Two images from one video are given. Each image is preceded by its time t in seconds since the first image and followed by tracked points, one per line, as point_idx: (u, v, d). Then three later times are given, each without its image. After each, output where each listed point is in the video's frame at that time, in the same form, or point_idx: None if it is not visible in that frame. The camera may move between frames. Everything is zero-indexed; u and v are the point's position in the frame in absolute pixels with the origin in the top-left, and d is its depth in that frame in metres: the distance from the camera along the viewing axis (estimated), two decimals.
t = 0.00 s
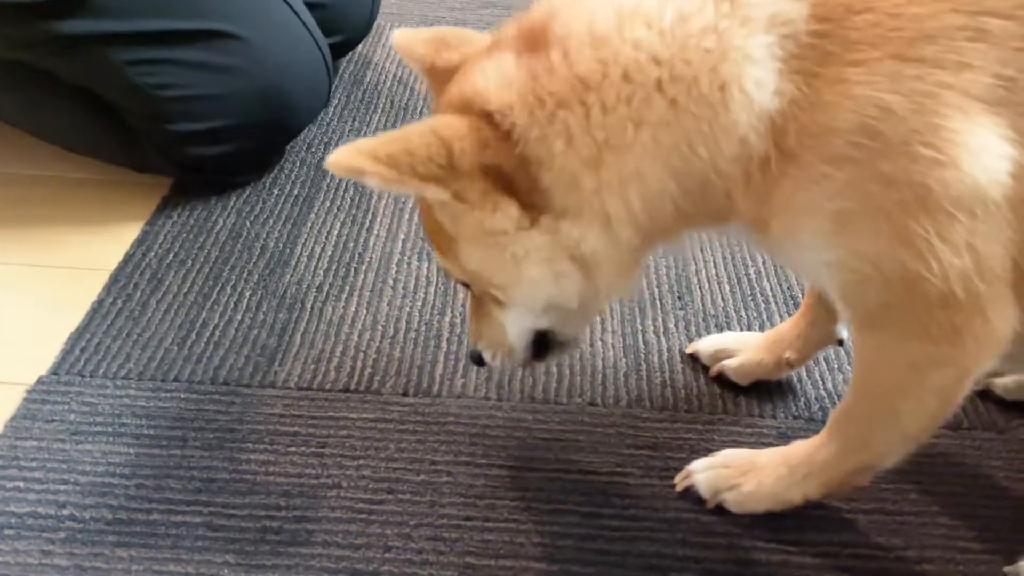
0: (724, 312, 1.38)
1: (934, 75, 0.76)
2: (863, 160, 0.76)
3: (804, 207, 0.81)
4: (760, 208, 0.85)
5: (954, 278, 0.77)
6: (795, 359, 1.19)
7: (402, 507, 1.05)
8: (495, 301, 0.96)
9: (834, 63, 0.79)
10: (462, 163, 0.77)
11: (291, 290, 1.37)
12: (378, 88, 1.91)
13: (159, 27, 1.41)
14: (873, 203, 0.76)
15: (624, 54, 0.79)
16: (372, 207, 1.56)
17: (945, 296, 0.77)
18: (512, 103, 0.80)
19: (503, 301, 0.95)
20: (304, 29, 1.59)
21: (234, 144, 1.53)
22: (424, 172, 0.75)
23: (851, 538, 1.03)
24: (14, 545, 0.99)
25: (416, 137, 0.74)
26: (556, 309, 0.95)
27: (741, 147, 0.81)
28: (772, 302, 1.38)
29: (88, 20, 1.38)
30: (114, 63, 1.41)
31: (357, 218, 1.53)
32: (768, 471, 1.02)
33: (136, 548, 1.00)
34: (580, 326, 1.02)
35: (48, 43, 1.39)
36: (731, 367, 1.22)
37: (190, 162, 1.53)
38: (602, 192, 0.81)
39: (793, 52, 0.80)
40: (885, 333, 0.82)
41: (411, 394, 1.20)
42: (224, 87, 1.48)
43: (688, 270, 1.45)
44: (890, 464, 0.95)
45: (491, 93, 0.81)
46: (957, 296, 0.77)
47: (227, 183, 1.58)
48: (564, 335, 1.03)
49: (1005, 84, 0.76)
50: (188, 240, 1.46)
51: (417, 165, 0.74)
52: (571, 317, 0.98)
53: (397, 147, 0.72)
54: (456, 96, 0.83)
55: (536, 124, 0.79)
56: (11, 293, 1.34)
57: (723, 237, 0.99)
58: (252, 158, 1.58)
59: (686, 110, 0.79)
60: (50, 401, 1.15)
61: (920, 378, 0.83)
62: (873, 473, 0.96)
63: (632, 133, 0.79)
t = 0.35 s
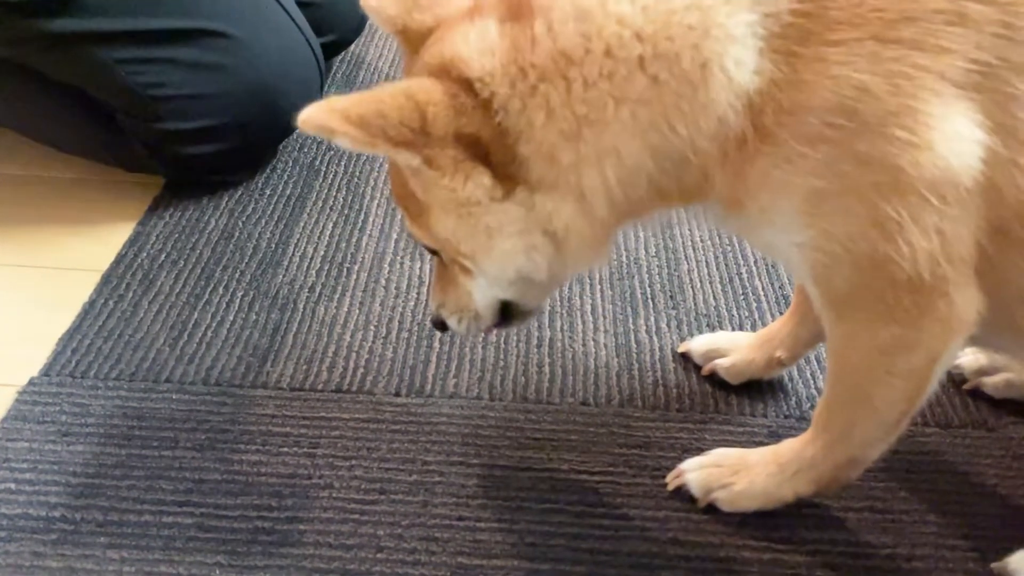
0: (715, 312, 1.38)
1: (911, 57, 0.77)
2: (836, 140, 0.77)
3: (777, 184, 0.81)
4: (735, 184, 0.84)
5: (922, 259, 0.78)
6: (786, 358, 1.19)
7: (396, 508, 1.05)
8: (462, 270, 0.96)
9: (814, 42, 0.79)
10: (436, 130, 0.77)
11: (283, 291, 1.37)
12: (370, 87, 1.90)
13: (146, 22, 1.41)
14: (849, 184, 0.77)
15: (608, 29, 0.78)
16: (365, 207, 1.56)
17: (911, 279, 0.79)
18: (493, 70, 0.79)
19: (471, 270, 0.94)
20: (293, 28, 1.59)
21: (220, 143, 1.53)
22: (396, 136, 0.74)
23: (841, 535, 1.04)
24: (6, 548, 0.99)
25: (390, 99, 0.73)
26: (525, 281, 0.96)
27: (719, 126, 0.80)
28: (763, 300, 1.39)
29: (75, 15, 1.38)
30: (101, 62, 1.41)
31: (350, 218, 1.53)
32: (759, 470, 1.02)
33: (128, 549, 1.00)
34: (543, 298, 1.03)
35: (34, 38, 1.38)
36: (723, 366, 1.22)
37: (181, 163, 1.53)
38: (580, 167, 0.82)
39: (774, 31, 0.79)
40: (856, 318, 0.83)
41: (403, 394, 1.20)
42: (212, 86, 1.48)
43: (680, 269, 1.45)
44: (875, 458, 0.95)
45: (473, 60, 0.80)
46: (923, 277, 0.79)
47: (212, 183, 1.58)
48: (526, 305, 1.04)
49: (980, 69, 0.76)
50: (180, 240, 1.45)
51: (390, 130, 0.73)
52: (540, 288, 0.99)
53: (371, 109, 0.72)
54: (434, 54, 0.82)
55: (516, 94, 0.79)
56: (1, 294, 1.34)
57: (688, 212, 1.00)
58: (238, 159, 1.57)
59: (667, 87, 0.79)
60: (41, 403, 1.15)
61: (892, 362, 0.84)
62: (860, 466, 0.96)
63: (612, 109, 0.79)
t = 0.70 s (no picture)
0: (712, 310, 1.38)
1: (894, 54, 0.77)
2: (823, 136, 0.77)
3: (769, 181, 0.80)
4: (725, 186, 0.84)
5: (911, 253, 0.77)
6: (784, 357, 1.19)
7: (392, 507, 1.05)
8: (457, 284, 0.97)
9: (801, 41, 0.79)
10: (422, 156, 0.79)
11: (279, 290, 1.37)
12: (366, 87, 1.90)
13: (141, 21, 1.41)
14: (836, 177, 0.77)
15: (594, 40, 0.79)
16: (363, 207, 1.56)
17: (902, 273, 0.78)
18: (484, 91, 0.81)
19: (465, 285, 0.96)
20: (288, 26, 1.59)
21: (217, 143, 1.52)
22: (383, 168, 0.77)
23: (838, 535, 1.04)
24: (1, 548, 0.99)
25: (377, 131, 0.76)
26: (519, 294, 0.97)
27: (708, 126, 0.80)
28: (759, 299, 1.39)
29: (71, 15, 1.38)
30: (99, 62, 1.40)
31: (346, 217, 1.53)
32: (755, 469, 1.02)
33: (124, 549, 0.99)
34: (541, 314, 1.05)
35: (29, 37, 1.38)
36: (722, 365, 1.22)
37: (178, 163, 1.52)
38: (572, 174, 0.82)
39: (758, 30, 0.80)
40: (847, 313, 0.83)
41: (400, 394, 1.20)
42: (208, 85, 1.48)
43: (676, 269, 1.45)
44: (869, 454, 0.95)
45: (464, 82, 0.81)
46: (914, 271, 0.78)
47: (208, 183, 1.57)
48: (520, 326, 1.06)
49: (964, 66, 0.77)
50: (176, 239, 1.45)
51: (375, 161, 0.77)
52: (533, 302, 1.01)
53: (357, 142, 0.75)
54: (432, 80, 0.84)
55: (506, 111, 0.80)
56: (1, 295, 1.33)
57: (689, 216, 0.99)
58: (235, 159, 1.56)
59: (654, 92, 0.79)
60: (36, 403, 1.14)
61: (884, 359, 0.84)
62: (857, 464, 0.96)
63: (602, 117, 0.80)
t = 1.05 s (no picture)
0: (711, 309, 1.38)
1: (902, 62, 0.76)
2: (830, 144, 0.77)
3: (774, 189, 0.80)
4: (733, 193, 0.84)
5: (922, 262, 0.77)
6: (783, 356, 1.19)
7: (391, 507, 1.05)
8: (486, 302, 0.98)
9: (803, 49, 0.79)
10: (417, 181, 0.81)
11: (278, 290, 1.37)
12: (366, 87, 1.90)
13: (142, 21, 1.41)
14: (843, 186, 0.77)
15: (589, 49, 0.79)
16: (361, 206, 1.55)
17: (911, 282, 0.78)
18: (477, 111, 0.81)
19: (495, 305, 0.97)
20: (289, 25, 1.59)
21: (220, 141, 1.52)
22: (385, 198, 0.81)
23: (837, 535, 1.04)
24: None
25: (373, 163, 0.80)
26: (534, 308, 0.95)
27: (711, 132, 0.81)
28: (758, 298, 1.39)
29: (72, 14, 1.37)
30: (100, 61, 1.40)
31: (345, 217, 1.53)
32: (755, 468, 1.02)
33: (122, 549, 0.99)
34: (579, 323, 1.04)
35: (29, 37, 1.38)
36: (720, 365, 1.22)
37: (178, 162, 1.52)
38: (569, 187, 0.81)
39: (761, 38, 0.80)
40: (852, 322, 0.83)
41: (399, 393, 1.20)
42: (210, 84, 1.48)
43: (676, 268, 1.45)
44: (871, 457, 0.95)
45: (455, 103, 0.83)
46: (923, 280, 0.78)
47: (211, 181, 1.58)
48: (564, 335, 1.06)
49: (973, 73, 0.76)
50: (174, 240, 1.45)
51: (375, 192, 0.80)
52: (573, 313, 1.00)
53: (354, 175, 0.79)
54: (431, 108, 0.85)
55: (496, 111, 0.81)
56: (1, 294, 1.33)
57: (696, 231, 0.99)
58: (239, 156, 1.57)
59: (653, 99, 0.79)
60: (35, 403, 1.14)
61: (889, 365, 0.83)
62: (856, 466, 0.96)
63: (597, 127, 0.80)
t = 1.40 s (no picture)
0: (709, 308, 1.38)
1: (898, 69, 0.76)
2: (829, 152, 0.77)
3: (776, 201, 0.81)
4: (734, 204, 0.84)
5: (925, 266, 0.77)
6: (781, 354, 1.19)
7: (390, 506, 1.05)
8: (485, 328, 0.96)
9: (799, 60, 0.79)
10: (437, 216, 0.81)
11: (276, 289, 1.37)
12: (365, 85, 1.90)
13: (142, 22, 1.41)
14: (843, 195, 0.77)
15: (591, 81, 0.79)
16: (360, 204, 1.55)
17: (912, 286, 0.78)
18: (492, 144, 0.80)
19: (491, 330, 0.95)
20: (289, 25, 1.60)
21: (220, 140, 1.52)
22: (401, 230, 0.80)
23: (836, 534, 1.04)
24: None
25: (393, 196, 0.79)
26: (540, 338, 0.95)
27: (709, 148, 0.81)
28: (756, 297, 1.39)
29: (71, 13, 1.37)
30: (99, 61, 1.40)
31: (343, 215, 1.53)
32: (753, 467, 1.02)
33: (121, 549, 0.99)
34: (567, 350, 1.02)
35: (28, 38, 1.38)
36: (718, 364, 1.22)
37: (175, 160, 1.52)
38: (584, 217, 0.81)
39: (755, 53, 0.80)
40: (855, 327, 0.82)
41: (398, 393, 1.20)
42: (209, 83, 1.48)
43: (675, 267, 1.45)
44: (870, 457, 0.95)
45: (471, 134, 0.82)
46: (926, 285, 0.78)
47: (213, 180, 1.58)
48: (548, 360, 1.03)
49: (969, 77, 0.77)
50: (173, 239, 1.45)
51: (392, 224, 0.79)
52: (571, 341, 0.99)
53: (373, 207, 0.78)
54: (443, 139, 0.84)
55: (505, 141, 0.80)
56: None
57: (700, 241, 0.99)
58: (241, 154, 1.57)
59: (656, 125, 0.79)
60: (33, 403, 1.14)
61: (892, 370, 0.83)
62: (854, 467, 0.97)
63: (606, 156, 0.80)
